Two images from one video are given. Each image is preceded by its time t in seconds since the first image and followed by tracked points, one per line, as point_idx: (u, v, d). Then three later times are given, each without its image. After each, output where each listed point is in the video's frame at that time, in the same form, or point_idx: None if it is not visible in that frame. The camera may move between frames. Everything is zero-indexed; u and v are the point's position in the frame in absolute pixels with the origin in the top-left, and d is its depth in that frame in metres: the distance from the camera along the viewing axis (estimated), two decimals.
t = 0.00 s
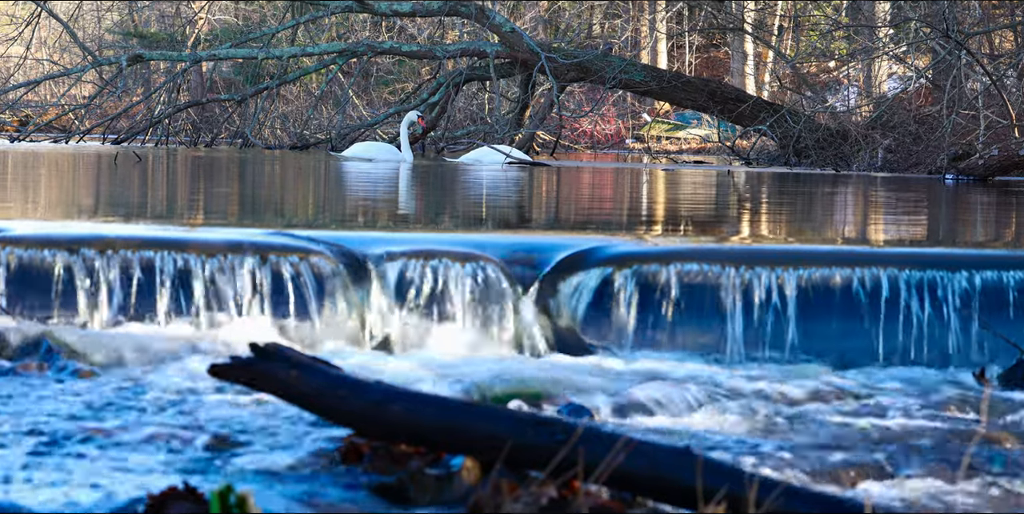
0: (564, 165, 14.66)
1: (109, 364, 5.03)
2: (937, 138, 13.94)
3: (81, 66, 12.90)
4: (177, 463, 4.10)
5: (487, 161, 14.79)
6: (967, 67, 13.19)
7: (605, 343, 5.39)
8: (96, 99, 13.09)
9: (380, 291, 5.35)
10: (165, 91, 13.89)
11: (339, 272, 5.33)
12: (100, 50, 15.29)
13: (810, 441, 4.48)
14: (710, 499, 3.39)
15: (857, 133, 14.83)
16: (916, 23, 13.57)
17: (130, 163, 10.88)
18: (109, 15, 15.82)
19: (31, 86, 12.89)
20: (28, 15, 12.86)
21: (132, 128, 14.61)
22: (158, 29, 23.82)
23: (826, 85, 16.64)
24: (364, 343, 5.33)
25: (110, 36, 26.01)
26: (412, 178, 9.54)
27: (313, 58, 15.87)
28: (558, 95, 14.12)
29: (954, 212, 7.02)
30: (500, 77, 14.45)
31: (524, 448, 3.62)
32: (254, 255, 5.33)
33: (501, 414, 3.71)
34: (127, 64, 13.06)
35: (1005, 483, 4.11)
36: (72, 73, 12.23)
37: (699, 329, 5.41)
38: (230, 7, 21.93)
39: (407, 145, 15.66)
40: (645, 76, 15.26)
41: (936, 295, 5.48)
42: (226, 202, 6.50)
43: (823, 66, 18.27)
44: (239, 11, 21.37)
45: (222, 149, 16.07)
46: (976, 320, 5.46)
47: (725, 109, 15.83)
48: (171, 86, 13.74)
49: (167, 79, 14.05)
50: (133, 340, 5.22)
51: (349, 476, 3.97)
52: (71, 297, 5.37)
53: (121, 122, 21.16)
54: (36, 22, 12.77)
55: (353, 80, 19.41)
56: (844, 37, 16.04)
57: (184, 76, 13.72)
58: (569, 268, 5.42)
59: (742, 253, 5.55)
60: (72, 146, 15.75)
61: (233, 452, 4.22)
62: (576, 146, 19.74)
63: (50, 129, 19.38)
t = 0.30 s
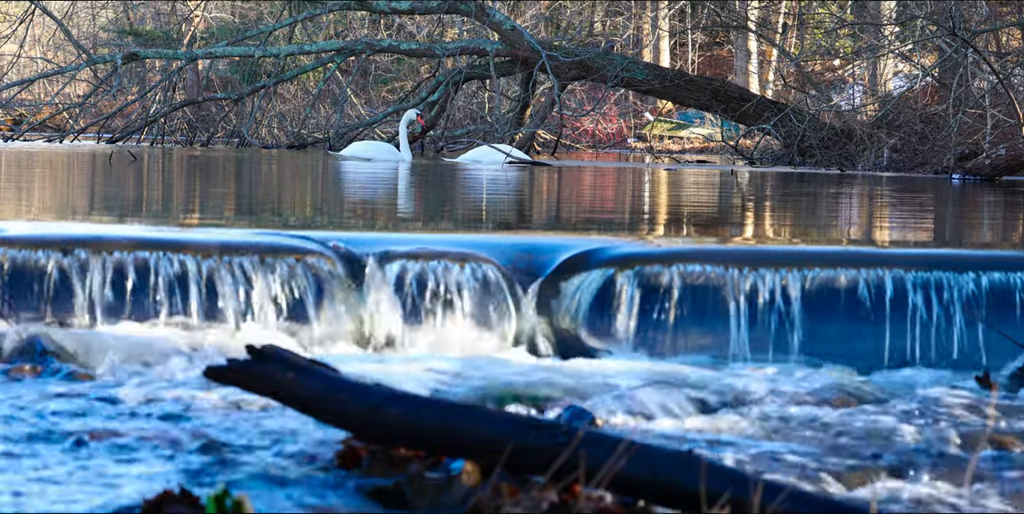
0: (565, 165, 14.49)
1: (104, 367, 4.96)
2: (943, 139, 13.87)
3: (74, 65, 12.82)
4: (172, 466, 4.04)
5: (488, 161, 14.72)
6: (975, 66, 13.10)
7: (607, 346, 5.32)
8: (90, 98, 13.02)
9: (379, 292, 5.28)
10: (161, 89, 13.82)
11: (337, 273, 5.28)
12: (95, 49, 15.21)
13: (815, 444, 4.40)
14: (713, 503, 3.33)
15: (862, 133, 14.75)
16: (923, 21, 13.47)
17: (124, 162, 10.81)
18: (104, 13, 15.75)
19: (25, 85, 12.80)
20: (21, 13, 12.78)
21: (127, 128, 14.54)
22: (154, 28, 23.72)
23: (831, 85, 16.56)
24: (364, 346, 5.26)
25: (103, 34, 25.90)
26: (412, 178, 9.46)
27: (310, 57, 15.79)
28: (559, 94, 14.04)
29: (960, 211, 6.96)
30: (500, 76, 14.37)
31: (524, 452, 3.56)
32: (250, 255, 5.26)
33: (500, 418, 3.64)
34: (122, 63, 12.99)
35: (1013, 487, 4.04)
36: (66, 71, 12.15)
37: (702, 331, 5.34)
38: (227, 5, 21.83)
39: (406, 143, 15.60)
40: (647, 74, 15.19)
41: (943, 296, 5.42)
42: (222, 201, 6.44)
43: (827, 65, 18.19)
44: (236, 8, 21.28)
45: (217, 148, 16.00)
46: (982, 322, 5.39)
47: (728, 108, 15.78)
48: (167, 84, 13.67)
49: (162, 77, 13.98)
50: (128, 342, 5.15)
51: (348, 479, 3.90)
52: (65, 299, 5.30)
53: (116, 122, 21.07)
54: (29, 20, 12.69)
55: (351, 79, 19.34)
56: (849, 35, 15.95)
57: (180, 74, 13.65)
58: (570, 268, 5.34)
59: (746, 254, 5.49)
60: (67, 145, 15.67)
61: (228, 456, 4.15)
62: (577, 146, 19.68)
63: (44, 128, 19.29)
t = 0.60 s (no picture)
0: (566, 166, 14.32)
1: (100, 370, 4.89)
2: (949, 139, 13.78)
3: (69, 63, 12.73)
4: (166, 470, 3.96)
5: (487, 160, 14.66)
6: (982, 64, 13.00)
7: (611, 349, 5.24)
8: (84, 97, 12.95)
9: (377, 294, 5.22)
10: (156, 89, 13.76)
11: (335, 274, 5.21)
12: (90, 47, 15.15)
13: (819, 449, 4.32)
14: (716, 507, 3.28)
15: (867, 132, 14.64)
16: (929, 18, 13.36)
17: (119, 162, 10.73)
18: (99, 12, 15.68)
19: (19, 83, 12.71)
20: (14, 10, 12.72)
21: (122, 127, 14.45)
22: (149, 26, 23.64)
23: (836, 83, 16.46)
24: (362, 348, 5.20)
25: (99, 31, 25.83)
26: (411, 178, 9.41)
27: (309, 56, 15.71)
28: (560, 92, 13.97)
29: (967, 211, 6.91)
30: (501, 74, 14.31)
31: (524, 456, 3.51)
32: (247, 256, 5.19)
33: (500, 420, 3.59)
34: (117, 62, 12.93)
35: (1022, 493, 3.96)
36: (60, 70, 12.08)
37: (704, 334, 5.27)
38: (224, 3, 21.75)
39: (405, 143, 15.55)
40: (650, 73, 15.07)
41: (950, 297, 5.34)
42: (217, 201, 6.39)
43: (833, 63, 18.09)
44: (233, 6, 21.20)
45: (212, 147, 15.93)
46: (990, 323, 5.32)
47: (731, 108, 15.69)
48: (162, 83, 13.60)
49: (157, 76, 13.92)
50: (123, 345, 5.08)
51: (346, 482, 3.82)
52: (59, 301, 5.23)
53: (111, 122, 21.00)
54: (23, 18, 12.63)
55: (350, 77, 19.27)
56: (854, 33, 15.84)
57: (175, 73, 13.59)
58: (572, 268, 5.28)
59: (750, 254, 5.41)
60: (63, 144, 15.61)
61: (224, 459, 4.08)
62: (578, 145, 19.60)
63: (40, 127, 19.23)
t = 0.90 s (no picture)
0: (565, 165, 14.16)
1: (95, 371, 4.83)
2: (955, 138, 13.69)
3: (63, 61, 12.64)
4: (162, 474, 3.90)
5: (486, 158, 14.64)
6: (988, 62, 12.93)
7: (613, 351, 5.18)
8: (79, 96, 12.89)
9: (375, 295, 5.13)
10: (152, 87, 13.69)
11: (333, 275, 5.14)
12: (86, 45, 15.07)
13: (822, 453, 4.25)
14: (719, 511, 3.33)
15: (873, 131, 14.46)
16: (935, 16, 13.27)
17: (113, 161, 10.64)
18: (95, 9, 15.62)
19: (13, 81, 12.62)
20: (8, 8, 12.65)
21: (116, 126, 14.37)
22: (146, 23, 23.55)
23: (840, 81, 16.33)
24: (361, 350, 5.12)
25: (94, 29, 25.73)
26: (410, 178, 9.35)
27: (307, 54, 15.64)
28: (562, 90, 13.89)
29: (974, 211, 6.85)
30: (501, 72, 14.24)
31: (525, 460, 3.56)
32: (244, 257, 5.13)
33: (501, 424, 3.69)
34: (112, 60, 12.86)
35: None
36: (55, 68, 12.02)
37: (708, 335, 5.20)
38: (222, 0, 21.68)
39: (404, 143, 15.45)
40: (652, 71, 15.04)
41: (956, 299, 5.29)
42: (213, 201, 6.34)
43: (838, 60, 18.00)
44: (231, 3, 21.11)
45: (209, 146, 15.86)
46: (997, 325, 5.26)
47: (735, 106, 15.62)
48: (158, 81, 13.53)
49: (153, 75, 13.85)
50: (119, 347, 5.01)
51: (343, 486, 3.71)
52: (54, 303, 5.17)
53: (107, 121, 20.93)
54: (16, 15, 12.56)
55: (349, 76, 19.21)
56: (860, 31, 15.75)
57: (171, 72, 13.52)
58: (574, 270, 5.21)
59: (754, 255, 5.35)
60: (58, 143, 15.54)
61: (221, 463, 4.02)
62: (579, 144, 19.53)
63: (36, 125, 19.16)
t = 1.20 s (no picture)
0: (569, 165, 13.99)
1: (89, 374, 4.77)
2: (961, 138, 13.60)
3: (57, 58, 12.58)
4: (158, 478, 3.84)
5: (486, 158, 14.61)
6: (996, 61, 12.84)
7: (613, 353, 5.12)
8: (73, 95, 12.82)
9: (373, 297, 5.06)
10: (147, 86, 13.61)
11: (331, 277, 5.07)
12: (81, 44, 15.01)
13: (827, 455, 4.19)
14: None
15: (879, 130, 14.40)
16: (942, 14, 13.18)
17: (108, 161, 10.57)
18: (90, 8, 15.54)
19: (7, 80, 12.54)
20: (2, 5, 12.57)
21: (111, 124, 14.31)
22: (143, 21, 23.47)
23: (846, 79, 16.20)
24: (358, 353, 5.05)
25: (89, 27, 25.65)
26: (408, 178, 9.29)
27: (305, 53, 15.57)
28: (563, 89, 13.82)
29: (981, 211, 6.80)
30: (501, 70, 14.14)
31: (525, 464, 3.50)
32: (240, 259, 5.06)
33: (500, 428, 3.59)
34: (106, 57, 12.79)
35: None
36: (49, 66, 11.95)
37: (712, 338, 5.14)
38: None
39: (403, 143, 15.34)
40: (654, 69, 14.98)
41: (963, 301, 5.21)
42: (209, 201, 6.28)
43: (843, 59, 17.91)
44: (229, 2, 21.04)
45: (206, 146, 15.79)
46: (1004, 328, 5.18)
47: (739, 105, 15.53)
48: (153, 80, 13.46)
49: (148, 73, 13.77)
50: (114, 350, 4.95)
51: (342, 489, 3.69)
52: (47, 304, 5.10)
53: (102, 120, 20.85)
54: (10, 13, 12.49)
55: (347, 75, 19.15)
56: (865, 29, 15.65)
57: (166, 70, 13.45)
58: (574, 271, 5.13)
59: (758, 256, 5.28)
60: (53, 142, 15.46)
61: (217, 466, 3.95)
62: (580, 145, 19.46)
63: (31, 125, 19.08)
